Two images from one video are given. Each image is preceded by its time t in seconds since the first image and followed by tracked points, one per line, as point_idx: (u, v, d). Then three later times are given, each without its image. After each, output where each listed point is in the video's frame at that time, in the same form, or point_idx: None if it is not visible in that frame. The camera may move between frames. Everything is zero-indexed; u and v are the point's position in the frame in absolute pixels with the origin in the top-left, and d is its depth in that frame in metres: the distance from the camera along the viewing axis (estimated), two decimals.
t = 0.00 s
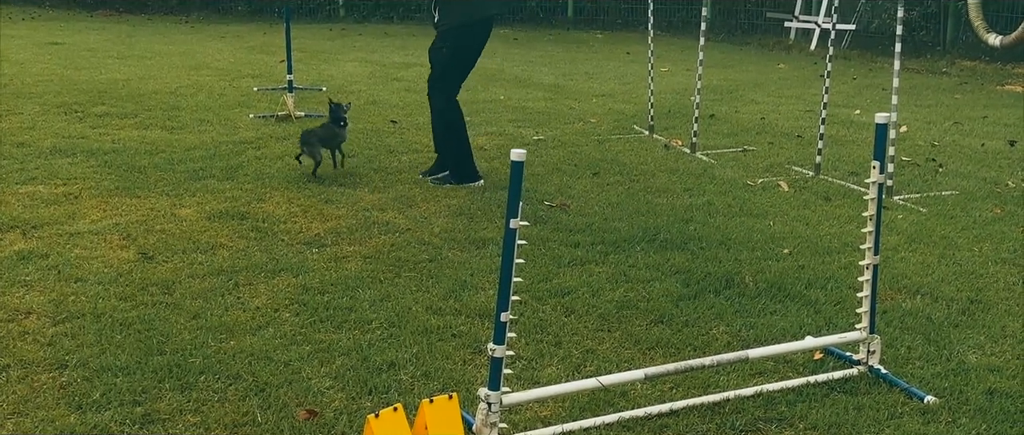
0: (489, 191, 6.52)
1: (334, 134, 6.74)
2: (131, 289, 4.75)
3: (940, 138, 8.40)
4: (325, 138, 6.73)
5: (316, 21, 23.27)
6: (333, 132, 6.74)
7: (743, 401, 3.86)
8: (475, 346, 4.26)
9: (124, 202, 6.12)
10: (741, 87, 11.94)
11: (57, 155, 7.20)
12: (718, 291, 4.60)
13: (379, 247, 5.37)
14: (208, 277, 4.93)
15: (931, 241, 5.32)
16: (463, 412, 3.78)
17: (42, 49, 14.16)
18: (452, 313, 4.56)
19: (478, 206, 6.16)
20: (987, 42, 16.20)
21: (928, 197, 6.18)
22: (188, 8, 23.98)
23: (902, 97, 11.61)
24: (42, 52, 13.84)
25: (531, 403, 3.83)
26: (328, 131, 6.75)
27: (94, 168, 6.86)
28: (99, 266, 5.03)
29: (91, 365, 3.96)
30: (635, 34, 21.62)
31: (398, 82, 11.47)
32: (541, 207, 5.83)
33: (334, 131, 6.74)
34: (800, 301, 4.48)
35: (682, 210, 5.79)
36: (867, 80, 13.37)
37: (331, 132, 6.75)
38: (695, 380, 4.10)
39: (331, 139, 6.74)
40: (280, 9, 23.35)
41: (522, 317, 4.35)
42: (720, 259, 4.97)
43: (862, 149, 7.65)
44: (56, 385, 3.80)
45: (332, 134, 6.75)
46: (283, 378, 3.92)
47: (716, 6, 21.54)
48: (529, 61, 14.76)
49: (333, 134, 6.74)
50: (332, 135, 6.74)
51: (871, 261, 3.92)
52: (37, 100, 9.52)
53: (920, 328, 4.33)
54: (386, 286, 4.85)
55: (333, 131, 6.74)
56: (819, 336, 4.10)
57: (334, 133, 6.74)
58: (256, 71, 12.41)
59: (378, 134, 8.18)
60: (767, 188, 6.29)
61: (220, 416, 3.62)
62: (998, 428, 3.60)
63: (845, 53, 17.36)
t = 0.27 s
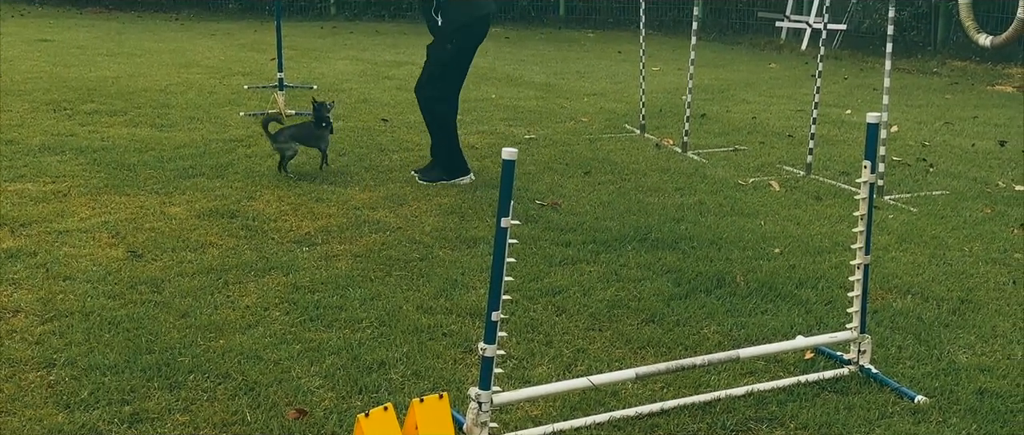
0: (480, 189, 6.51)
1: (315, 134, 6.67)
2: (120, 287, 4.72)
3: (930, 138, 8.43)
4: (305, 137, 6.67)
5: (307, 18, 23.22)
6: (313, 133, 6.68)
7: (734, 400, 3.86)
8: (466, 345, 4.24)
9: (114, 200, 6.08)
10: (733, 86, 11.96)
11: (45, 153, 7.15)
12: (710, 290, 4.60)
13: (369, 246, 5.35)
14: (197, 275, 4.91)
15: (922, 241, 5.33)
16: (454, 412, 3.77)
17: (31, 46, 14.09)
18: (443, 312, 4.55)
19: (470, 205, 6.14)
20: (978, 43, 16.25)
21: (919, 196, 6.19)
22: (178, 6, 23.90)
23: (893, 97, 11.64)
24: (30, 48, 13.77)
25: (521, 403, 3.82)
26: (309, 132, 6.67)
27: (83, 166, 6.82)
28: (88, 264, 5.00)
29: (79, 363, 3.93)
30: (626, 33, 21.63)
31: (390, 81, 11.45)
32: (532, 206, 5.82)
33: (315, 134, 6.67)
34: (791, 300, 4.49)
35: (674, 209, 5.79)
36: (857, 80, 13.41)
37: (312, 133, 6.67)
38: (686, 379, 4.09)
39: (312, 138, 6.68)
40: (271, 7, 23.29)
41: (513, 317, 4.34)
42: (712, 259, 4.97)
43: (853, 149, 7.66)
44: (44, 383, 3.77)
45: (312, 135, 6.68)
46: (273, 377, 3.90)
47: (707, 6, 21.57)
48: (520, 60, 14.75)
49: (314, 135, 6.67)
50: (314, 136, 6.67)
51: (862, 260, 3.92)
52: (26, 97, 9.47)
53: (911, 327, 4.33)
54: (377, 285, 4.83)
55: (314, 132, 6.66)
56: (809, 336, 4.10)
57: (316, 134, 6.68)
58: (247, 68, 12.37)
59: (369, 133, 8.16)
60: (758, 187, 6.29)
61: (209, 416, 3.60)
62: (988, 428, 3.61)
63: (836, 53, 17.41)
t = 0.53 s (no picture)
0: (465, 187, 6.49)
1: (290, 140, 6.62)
2: (103, 285, 4.69)
3: (914, 136, 8.47)
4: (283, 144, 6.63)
5: (292, 15, 23.12)
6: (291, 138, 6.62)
7: (719, 399, 3.86)
8: (451, 344, 4.23)
9: (96, 198, 6.04)
10: (718, 85, 11.99)
11: (27, 150, 7.10)
12: (695, 288, 4.60)
13: (354, 244, 5.33)
14: (180, 273, 4.87)
15: (905, 239, 5.35)
16: (438, 411, 3.76)
17: (12, 43, 13.97)
18: (428, 311, 4.53)
19: (455, 203, 6.13)
20: (961, 41, 16.35)
21: (902, 195, 6.22)
22: (162, 3, 23.77)
23: (877, 95, 11.70)
24: (12, 45, 13.66)
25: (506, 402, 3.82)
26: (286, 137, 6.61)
27: (65, 163, 6.77)
28: (70, 262, 4.96)
29: (61, 362, 3.90)
30: (612, 31, 21.66)
31: (375, 78, 11.42)
32: (517, 204, 5.81)
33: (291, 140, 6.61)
34: (775, 298, 4.50)
35: (659, 207, 5.79)
36: (842, 78, 13.47)
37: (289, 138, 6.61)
38: (671, 378, 4.10)
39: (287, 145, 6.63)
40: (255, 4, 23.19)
41: (498, 315, 4.33)
42: (697, 257, 4.97)
43: (837, 147, 7.69)
44: (25, 383, 3.74)
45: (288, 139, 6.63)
46: (256, 376, 3.88)
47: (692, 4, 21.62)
48: (506, 58, 14.75)
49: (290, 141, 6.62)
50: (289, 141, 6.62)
51: (845, 259, 3.93)
52: (7, 94, 9.38)
53: (894, 325, 4.35)
54: (361, 283, 4.81)
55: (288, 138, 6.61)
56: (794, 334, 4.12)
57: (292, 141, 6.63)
58: (231, 66, 12.31)
59: (354, 130, 8.13)
60: (743, 186, 6.31)
61: (192, 415, 3.58)
62: (971, 426, 3.62)
63: (820, 51, 17.48)
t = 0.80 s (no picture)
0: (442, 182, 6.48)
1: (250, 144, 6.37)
2: (75, 281, 4.63)
3: (887, 130, 8.54)
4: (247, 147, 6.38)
5: (266, 9, 22.96)
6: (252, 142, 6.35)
7: (695, 393, 3.88)
8: (427, 339, 4.22)
9: (68, 193, 5.97)
10: (693, 79, 12.03)
11: None
12: (670, 282, 4.61)
13: (329, 239, 5.30)
14: (154, 269, 4.83)
15: (879, 233, 5.39)
16: (414, 406, 3.75)
17: None
18: (404, 306, 4.52)
19: (431, 198, 6.11)
20: (934, 36, 16.50)
21: (875, 189, 6.27)
22: None
23: (850, 90, 11.79)
24: None
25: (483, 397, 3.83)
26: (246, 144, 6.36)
27: (36, 159, 6.69)
28: (41, 258, 4.90)
29: (32, 359, 3.85)
30: (588, 26, 21.69)
31: (350, 72, 11.36)
32: (494, 199, 5.81)
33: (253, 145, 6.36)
34: (750, 292, 4.52)
35: (635, 201, 5.80)
36: (816, 73, 13.56)
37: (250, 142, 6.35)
38: (647, 371, 4.11)
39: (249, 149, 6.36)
40: None
41: (474, 310, 4.32)
42: (672, 251, 4.99)
43: (811, 142, 7.74)
44: None
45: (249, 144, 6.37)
46: (231, 372, 3.85)
47: None
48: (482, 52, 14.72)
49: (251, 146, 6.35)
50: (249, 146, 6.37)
51: (819, 252, 3.96)
52: None
53: (868, 318, 4.38)
54: (337, 278, 4.79)
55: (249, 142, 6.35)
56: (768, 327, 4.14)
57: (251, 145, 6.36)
58: (205, 60, 12.21)
59: (329, 125, 8.08)
60: (718, 180, 6.33)
61: (166, 412, 3.55)
62: (944, 418, 3.66)
63: (795, 46, 17.58)
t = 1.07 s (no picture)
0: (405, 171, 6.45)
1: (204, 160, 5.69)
2: (31, 274, 4.55)
3: (846, 118, 8.64)
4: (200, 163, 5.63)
5: None
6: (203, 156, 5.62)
7: (657, 379, 3.91)
8: (390, 328, 4.21)
9: (24, 184, 5.86)
10: (656, 68, 12.08)
11: None
12: (633, 269, 4.63)
13: (291, 229, 5.26)
14: (112, 261, 4.76)
15: (838, 219, 5.45)
16: (378, 395, 3.75)
17: None
18: (367, 295, 4.50)
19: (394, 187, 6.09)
20: (892, 25, 16.70)
21: (834, 175, 6.34)
22: None
23: (811, 78, 11.90)
24: None
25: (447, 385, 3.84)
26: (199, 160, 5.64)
27: None
28: None
29: None
30: (551, 14, 21.68)
31: (312, 61, 11.27)
32: (457, 187, 5.79)
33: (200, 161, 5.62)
34: (712, 278, 4.55)
35: (598, 189, 5.82)
36: (776, 61, 13.67)
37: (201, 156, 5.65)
38: (611, 358, 4.13)
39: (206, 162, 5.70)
40: None
41: (438, 299, 4.31)
42: (635, 238, 5.01)
43: (772, 129, 7.81)
44: None
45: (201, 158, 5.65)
46: (192, 364, 3.81)
47: None
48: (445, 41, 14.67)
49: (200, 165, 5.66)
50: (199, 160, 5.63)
51: (780, 238, 4.00)
52: None
53: (828, 303, 4.44)
54: (299, 268, 4.75)
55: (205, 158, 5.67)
56: (730, 313, 4.19)
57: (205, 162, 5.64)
58: (163, 49, 12.03)
59: (290, 115, 8.01)
60: (680, 168, 6.37)
61: (126, 404, 3.50)
62: (902, 401, 3.72)
63: (756, 35, 17.71)
